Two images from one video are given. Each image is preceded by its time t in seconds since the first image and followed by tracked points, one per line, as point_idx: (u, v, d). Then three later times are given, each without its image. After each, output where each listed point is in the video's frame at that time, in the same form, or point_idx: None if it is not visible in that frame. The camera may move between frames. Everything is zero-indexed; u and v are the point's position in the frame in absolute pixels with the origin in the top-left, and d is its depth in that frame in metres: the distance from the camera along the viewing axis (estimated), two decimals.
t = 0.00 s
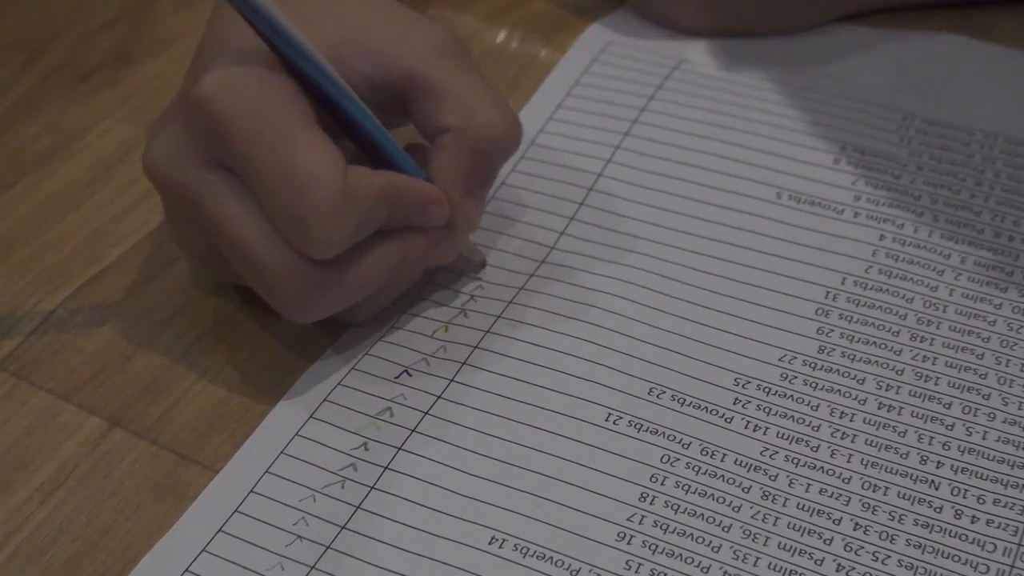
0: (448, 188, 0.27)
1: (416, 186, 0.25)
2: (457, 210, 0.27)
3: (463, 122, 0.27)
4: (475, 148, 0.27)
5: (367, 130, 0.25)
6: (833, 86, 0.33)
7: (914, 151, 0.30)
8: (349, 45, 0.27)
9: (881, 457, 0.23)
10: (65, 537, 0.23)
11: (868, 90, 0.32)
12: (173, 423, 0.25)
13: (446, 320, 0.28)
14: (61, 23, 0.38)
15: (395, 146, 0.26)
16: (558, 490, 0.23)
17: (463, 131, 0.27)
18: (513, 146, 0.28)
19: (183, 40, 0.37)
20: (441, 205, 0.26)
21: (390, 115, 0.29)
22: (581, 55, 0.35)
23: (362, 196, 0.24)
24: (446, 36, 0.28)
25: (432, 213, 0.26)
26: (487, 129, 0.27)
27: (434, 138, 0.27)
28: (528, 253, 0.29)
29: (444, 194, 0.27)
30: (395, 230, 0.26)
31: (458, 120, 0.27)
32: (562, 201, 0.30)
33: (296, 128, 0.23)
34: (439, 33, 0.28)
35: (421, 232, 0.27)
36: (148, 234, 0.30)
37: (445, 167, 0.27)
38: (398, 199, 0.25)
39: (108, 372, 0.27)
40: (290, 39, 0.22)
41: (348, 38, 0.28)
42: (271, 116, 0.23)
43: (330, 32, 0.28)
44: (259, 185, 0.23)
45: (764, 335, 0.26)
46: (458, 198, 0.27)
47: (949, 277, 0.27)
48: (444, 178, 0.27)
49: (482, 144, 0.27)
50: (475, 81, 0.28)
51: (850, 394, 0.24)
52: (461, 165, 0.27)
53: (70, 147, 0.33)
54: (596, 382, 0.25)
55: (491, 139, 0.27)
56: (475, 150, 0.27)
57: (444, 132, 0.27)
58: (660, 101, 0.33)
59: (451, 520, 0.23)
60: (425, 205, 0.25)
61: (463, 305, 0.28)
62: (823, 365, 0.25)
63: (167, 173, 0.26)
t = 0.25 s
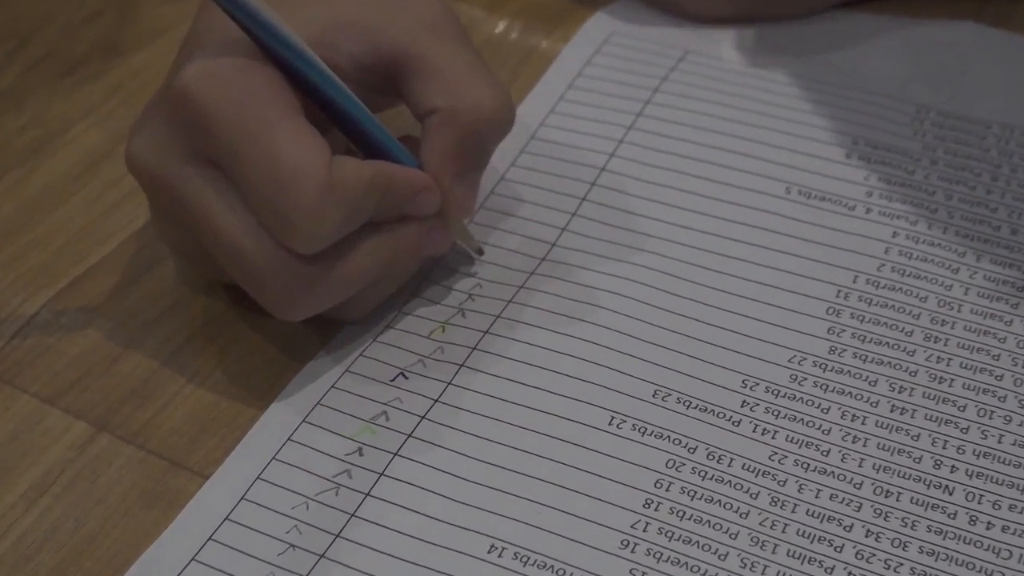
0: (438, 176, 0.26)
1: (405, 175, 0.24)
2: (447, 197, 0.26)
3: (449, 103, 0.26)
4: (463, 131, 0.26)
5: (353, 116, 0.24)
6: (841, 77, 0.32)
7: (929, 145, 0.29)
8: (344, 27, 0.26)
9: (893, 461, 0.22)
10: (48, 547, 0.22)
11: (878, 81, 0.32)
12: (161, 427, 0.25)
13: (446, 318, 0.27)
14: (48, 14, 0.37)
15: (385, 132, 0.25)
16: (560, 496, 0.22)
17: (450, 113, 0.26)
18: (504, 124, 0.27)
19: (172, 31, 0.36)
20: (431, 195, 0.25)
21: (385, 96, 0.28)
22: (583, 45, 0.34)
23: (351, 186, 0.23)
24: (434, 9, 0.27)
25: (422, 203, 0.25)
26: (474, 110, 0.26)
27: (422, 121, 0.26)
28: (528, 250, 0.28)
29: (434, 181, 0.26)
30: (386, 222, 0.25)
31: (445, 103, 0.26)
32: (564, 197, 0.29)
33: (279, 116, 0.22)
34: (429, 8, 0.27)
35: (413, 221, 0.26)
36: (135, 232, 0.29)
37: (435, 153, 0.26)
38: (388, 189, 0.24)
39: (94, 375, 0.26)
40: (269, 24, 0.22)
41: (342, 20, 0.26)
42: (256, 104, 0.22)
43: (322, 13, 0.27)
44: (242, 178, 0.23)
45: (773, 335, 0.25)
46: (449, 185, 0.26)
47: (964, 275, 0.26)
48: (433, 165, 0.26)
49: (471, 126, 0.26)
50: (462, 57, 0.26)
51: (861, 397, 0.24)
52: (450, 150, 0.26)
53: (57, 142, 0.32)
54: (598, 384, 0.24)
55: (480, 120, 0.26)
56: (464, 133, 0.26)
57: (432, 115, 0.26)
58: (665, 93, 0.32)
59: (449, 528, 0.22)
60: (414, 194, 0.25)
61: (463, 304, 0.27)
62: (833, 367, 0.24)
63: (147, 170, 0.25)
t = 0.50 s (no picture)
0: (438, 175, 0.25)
1: (404, 174, 0.24)
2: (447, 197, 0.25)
3: (449, 99, 0.25)
4: (463, 128, 0.25)
5: (349, 113, 0.23)
6: (853, 76, 0.31)
7: (946, 146, 0.28)
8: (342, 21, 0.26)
9: (909, 474, 0.22)
10: (37, 562, 0.22)
11: (893, 80, 0.31)
12: (154, 437, 0.24)
13: (448, 323, 0.26)
14: (40, 10, 0.36)
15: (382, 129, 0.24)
16: (565, 510, 0.21)
17: (449, 111, 0.25)
18: (505, 120, 0.26)
19: (167, 27, 0.35)
20: (430, 195, 0.24)
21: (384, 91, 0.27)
22: (591, 42, 0.33)
23: (346, 188, 0.22)
24: None
25: (421, 202, 0.24)
26: (474, 107, 0.25)
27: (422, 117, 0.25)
28: (533, 253, 0.27)
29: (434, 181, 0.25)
30: (383, 224, 0.25)
31: (443, 99, 0.25)
32: (570, 199, 0.29)
33: (271, 114, 0.22)
34: None
35: (412, 222, 0.25)
36: (130, 234, 0.29)
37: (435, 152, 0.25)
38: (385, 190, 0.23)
39: (86, 383, 0.25)
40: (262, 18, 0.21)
41: (340, 12, 0.26)
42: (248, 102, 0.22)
43: (320, 6, 0.26)
44: (235, 177, 0.22)
45: (785, 342, 0.24)
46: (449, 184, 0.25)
47: (982, 282, 0.25)
48: (433, 164, 0.25)
49: (472, 123, 0.25)
50: (462, 50, 0.25)
51: (876, 407, 0.23)
52: (450, 148, 0.25)
53: (49, 142, 0.31)
54: (606, 393, 0.24)
55: (480, 118, 0.25)
56: (464, 130, 0.25)
57: (431, 111, 0.25)
58: (674, 92, 0.31)
59: (451, 543, 0.21)
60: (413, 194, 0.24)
61: (466, 309, 0.26)
62: (847, 376, 0.23)
63: (138, 172, 0.24)
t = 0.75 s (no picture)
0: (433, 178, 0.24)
1: (397, 176, 0.23)
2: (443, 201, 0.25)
3: (445, 100, 0.24)
4: (460, 131, 0.24)
5: (333, 117, 0.22)
6: (867, 71, 0.30)
7: (967, 145, 0.28)
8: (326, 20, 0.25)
9: (930, 487, 0.21)
10: None
11: (909, 76, 0.30)
12: (144, 449, 0.23)
13: (445, 331, 0.25)
14: (26, 2, 0.35)
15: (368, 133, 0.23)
16: (573, 525, 0.21)
17: (446, 111, 0.24)
18: (502, 123, 0.25)
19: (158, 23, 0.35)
20: (425, 199, 0.23)
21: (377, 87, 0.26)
22: (597, 36, 0.32)
23: (338, 188, 0.21)
24: None
25: (416, 206, 0.23)
26: (472, 109, 0.24)
27: (416, 117, 0.24)
28: (538, 257, 0.27)
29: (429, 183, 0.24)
30: (377, 227, 0.24)
31: (439, 100, 0.24)
32: (577, 200, 0.28)
33: (253, 116, 0.21)
34: None
35: (407, 226, 0.24)
36: (119, 238, 0.28)
37: (431, 154, 0.24)
38: (377, 191, 0.22)
39: (74, 392, 0.24)
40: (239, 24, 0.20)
41: (328, 9, 0.25)
42: (229, 106, 0.21)
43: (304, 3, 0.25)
44: (220, 183, 0.21)
45: (800, 349, 0.23)
46: (444, 188, 0.24)
47: (1005, 286, 0.24)
48: (428, 166, 0.24)
49: (469, 125, 0.24)
50: (459, 50, 0.24)
51: (895, 417, 0.22)
52: (446, 150, 0.24)
53: (38, 142, 0.30)
54: (615, 403, 0.23)
55: (477, 119, 0.24)
56: (462, 133, 0.24)
57: (427, 111, 0.24)
58: (685, 88, 0.30)
59: (453, 560, 0.20)
60: (407, 197, 0.23)
61: (463, 316, 0.25)
62: (865, 385, 0.23)
63: (120, 186, 0.24)
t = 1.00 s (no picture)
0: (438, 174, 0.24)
1: (402, 171, 0.22)
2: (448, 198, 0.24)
3: (452, 95, 0.23)
4: (467, 126, 0.23)
5: (336, 108, 0.21)
6: (880, 65, 0.29)
7: (984, 143, 0.27)
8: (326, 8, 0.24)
9: (944, 496, 0.20)
10: None
11: (924, 71, 0.29)
12: (132, 455, 0.22)
13: (444, 334, 0.24)
14: None
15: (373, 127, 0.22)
16: (574, 536, 0.20)
17: (452, 106, 0.23)
18: (512, 119, 0.24)
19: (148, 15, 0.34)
20: (429, 195, 0.23)
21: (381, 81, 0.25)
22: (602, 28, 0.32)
23: (341, 181, 0.20)
24: None
25: (420, 202, 0.23)
26: (480, 104, 0.23)
27: (422, 110, 0.24)
28: (541, 257, 0.26)
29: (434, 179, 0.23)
30: (380, 223, 0.23)
31: (447, 94, 0.23)
32: (581, 198, 0.27)
33: (252, 103, 0.20)
34: None
35: (410, 223, 0.23)
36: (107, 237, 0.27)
37: (436, 149, 0.23)
38: (381, 185, 0.21)
39: (60, 397, 0.23)
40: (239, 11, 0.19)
41: None
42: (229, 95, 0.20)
43: None
44: (221, 175, 0.20)
45: (811, 353, 0.23)
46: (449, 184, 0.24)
47: None
48: (433, 161, 0.23)
49: (476, 121, 0.23)
50: (468, 42, 0.23)
51: (909, 424, 0.21)
52: (451, 146, 0.23)
53: (25, 138, 0.29)
54: (619, 409, 0.22)
55: (485, 115, 0.23)
56: (468, 128, 0.23)
57: (433, 105, 0.23)
58: (693, 83, 0.30)
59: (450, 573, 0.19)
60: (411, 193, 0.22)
61: (463, 318, 0.25)
62: (878, 390, 0.22)
63: (117, 178, 0.23)
